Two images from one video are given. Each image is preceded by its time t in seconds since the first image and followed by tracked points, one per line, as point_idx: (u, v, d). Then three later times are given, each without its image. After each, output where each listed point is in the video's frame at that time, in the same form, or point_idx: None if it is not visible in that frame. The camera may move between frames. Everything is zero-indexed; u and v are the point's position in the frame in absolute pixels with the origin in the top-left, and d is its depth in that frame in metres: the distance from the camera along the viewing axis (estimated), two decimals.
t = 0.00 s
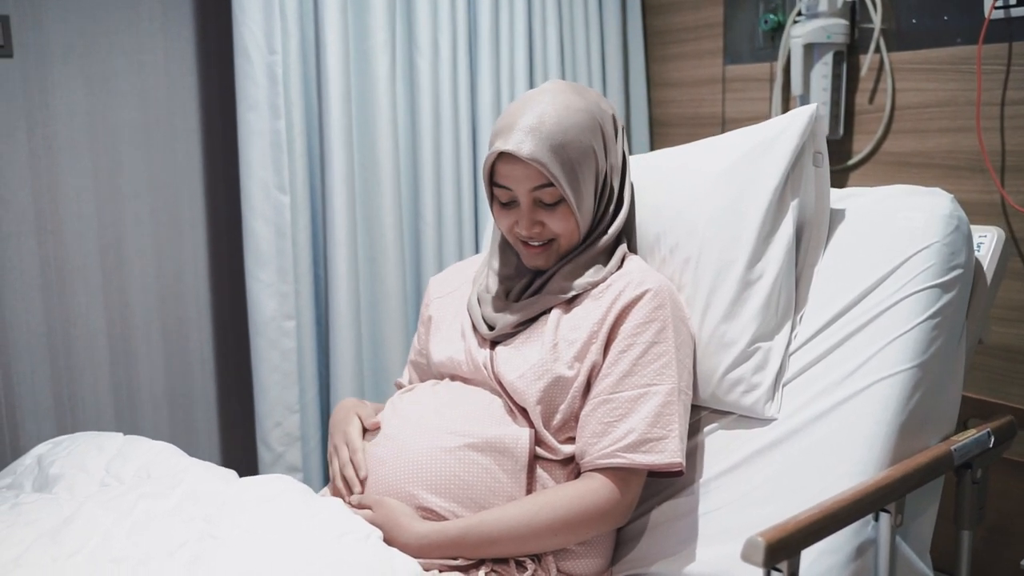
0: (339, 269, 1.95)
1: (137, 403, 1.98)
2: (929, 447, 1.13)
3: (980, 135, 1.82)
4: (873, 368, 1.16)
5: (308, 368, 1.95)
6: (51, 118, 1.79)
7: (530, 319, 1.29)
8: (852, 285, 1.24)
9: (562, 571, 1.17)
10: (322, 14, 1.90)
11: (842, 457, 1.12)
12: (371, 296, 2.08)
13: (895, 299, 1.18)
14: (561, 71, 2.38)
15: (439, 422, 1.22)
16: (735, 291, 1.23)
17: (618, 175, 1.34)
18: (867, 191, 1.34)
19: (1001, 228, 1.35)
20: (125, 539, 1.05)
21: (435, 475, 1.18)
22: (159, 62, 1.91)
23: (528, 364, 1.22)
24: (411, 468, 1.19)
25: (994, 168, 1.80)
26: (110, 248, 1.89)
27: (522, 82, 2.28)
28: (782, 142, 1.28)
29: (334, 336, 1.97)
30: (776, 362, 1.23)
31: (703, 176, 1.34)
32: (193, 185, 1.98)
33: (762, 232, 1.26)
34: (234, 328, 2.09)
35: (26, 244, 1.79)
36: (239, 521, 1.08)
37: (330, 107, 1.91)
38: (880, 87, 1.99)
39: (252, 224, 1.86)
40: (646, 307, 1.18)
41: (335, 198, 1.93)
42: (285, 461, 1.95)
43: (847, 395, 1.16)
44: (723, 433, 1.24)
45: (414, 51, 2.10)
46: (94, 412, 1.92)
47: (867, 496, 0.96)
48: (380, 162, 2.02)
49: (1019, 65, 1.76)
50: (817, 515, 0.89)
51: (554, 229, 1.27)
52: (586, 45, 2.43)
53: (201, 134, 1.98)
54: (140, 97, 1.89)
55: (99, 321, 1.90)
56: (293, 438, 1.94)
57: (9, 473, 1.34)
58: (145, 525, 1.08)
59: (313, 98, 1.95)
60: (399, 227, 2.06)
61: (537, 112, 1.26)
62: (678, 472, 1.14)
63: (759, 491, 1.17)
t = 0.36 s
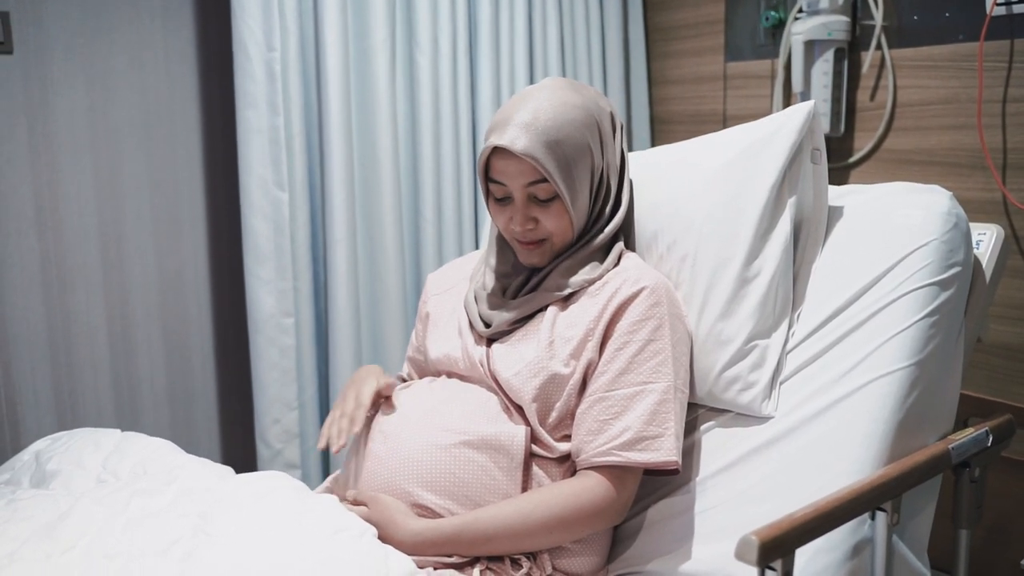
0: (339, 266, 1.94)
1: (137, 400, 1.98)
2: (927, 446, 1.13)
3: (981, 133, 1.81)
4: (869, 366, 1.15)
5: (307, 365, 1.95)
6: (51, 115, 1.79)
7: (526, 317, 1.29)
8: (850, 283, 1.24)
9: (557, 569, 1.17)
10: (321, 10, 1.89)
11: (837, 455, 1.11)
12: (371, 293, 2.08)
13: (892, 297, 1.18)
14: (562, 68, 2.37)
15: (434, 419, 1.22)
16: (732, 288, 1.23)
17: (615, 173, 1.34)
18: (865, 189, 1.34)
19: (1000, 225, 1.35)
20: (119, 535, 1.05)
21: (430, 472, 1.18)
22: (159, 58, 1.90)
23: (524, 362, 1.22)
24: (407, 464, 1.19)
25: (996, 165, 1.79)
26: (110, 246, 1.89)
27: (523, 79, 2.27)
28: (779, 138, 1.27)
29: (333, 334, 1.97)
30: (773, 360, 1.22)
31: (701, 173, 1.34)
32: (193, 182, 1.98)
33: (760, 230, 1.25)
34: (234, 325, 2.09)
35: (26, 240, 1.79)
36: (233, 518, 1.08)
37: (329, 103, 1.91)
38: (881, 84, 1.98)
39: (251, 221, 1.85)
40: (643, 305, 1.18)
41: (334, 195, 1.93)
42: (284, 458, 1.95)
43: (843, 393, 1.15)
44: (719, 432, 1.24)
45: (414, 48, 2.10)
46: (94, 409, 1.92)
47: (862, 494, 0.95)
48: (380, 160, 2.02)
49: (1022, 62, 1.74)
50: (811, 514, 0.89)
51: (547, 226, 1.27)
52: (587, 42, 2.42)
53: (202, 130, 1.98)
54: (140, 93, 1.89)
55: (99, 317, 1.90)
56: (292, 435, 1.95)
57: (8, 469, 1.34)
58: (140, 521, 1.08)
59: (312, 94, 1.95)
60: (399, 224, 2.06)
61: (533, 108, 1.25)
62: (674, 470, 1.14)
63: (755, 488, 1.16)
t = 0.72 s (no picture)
0: (341, 265, 1.94)
1: (140, 398, 1.98)
2: (930, 448, 1.12)
3: (986, 133, 1.80)
4: (872, 367, 1.15)
5: (309, 364, 1.95)
6: (54, 114, 1.79)
7: (527, 317, 1.28)
8: (853, 283, 1.23)
9: (558, 570, 1.17)
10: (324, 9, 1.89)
11: (839, 457, 1.11)
12: (373, 293, 2.07)
13: (895, 298, 1.17)
14: (565, 67, 2.37)
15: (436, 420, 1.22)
16: (734, 289, 1.23)
17: (617, 173, 1.33)
18: (869, 189, 1.34)
19: (1005, 226, 1.34)
20: (118, 536, 1.04)
21: (431, 473, 1.17)
22: (162, 58, 1.90)
23: (525, 362, 1.22)
24: (407, 465, 1.18)
25: (1001, 166, 1.78)
26: (114, 245, 1.89)
27: (526, 79, 2.27)
28: (782, 138, 1.27)
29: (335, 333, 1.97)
30: (776, 361, 1.21)
31: (704, 173, 1.33)
32: (196, 181, 1.98)
33: (763, 230, 1.24)
34: (236, 324, 2.09)
35: (29, 239, 1.79)
36: (232, 518, 1.07)
37: (331, 103, 1.91)
38: (886, 84, 1.97)
39: (253, 220, 1.85)
40: (644, 306, 1.17)
41: (337, 195, 1.92)
42: (285, 457, 1.95)
43: (845, 394, 1.14)
44: (721, 433, 1.24)
45: (417, 47, 2.10)
46: (97, 408, 1.92)
47: (864, 497, 0.94)
48: (382, 159, 2.01)
49: None
50: (812, 516, 0.88)
51: (547, 225, 1.27)
52: (591, 42, 2.41)
53: (205, 129, 1.97)
54: (143, 92, 1.89)
55: (102, 316, 1.90)
56: (293, 435, 1.95)
57: (9, 468, 1.33)
58: (139, 521, 1.07)
59: (315, 94, 1.94)
60: (402, 223, 2.06)
61: (534, 107, 1.25)
62: (675, 471, 1.13)
63: (757, 490, 1.16)
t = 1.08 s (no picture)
0: (341, 267, 1.94)
1: (140, 400, 1.97)
2: (930, 451, 1.12)
3: (987, 135, 1.79)
4: (872, 370, 1.14)
5: (308, 366, 1.95)
6: (55, 115, 1.79)
7: (527, 320, 1.28)
8: (853, 286, 1.23)
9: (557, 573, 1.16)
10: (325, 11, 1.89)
11: (840, 460, 1.10)
12: (373, 295, 2.07)
13: (896, 301, 1.17)
14: (566, 69, 2.37)
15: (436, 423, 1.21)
16: (735, 291, 1.22)
17: (618, 176, 1.33)
18: (870, 191, 1.33)
19: (1006, 229, 1.34)
20: (117, 538, 1.04)
21: (430, 476, 1.17)
22: (163, 59, 1.90)
23: (525, 365, 1.21)
24: (406, 468, 1.18)
25: (1001, 168, 1.78)
26: (114, 246, 1.89)
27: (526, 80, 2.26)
28: (783, 140, 1.26)
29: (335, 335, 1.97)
30: (776, 363, 1.21)
31: (705, 175, 1.33)
32: (197, 183, 1.98)
33: (763, 232, 1.24)
34: (236, 326, 2.08)
35: (29, 240, 1.79)
36: (231, 520, 1.07)
37: (331, 104, 1.90)
38: (887, 86, 1.97)
39: (253, 221, 1.85)
40: (645, 308, 1.17)
41: (337, 197, 1.92)
42: (285, 459, 1.94)
43: (845, 397, 1.14)
44: (721, 436, 1.23)
45: (417, 49, 2.09)
46: (96, 409, 1.91)
47: (864, 500, 0.94)
48: (382, 161, 2.01)
49: None
50: (812, 520, 0.88)
51: (545, 227, 1.26)
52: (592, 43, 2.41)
53: (205, 131, 1.97)
54: (144, 94, 1.89)
55: (102, 317, 1.90)
56: (293, 437, 1.94)
57: (8, 470, 1.33)
58: (138, 523, 1.07)
59: (315, 95, 1.94)
60: (402, 226, 2.05)
61: (533, 109, 1.25)
62: (675, 474, 1.13)
63: (757, 493, 1.15)
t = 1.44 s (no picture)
0: (340, 265, 1.93)
1: (138, 398, 1.97)
2: (931, 449, 1.12)
3: (987, 133, 1.79)
4: (873, 368, 1.14)
5: (308, 365, 1.94)
6: (53, 113, 1.78)
7: (527, 318, 1.27)
8: (854, 284, 1.22)
9: (557, 572, 1.16)
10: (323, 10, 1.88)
11: (840, 458, 1.10)
12: (372, 294, 2.07)
13: (896, 299, 1.17)
14: (565, 67, 2.36)
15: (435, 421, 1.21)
16: (735, 289, 1.22)
17: (618, 174, 1.32)
18: (870, 189, 1.33)
19: (1007, 227, 1.33)
20: (115, 537, 1.04)
21: (430, 474, 1.17)
22: (162, 57, 1.90)
23: (525, 363, 1.21)
24: (406, 466, 1.18)
25: (1002, 166, 1.78)
26: (112, 246, 1.89)
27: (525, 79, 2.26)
28: (783, 138, 1.26)
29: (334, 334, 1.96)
30: (777, 361, 1.21)
31: (705, 173, 1.32)
32: (195, 181, 1.97)
33: (763, 230, 1.24)
34: (235, 325, 2.08)
35: (27, 239, 1.78)
36: (229, 518, 1.07)
37: (330, 103, 1.90)
38: (887, 85, 1.96)
39: (252, 220, 1.85)
40: (645, 306, 1.17)
41: (336, 195, 1.91)
42: (284, 457, 1.94)
43: (846, 395, 1.14)
44: (722, 434, 1.23)
45: (416, 47, 2.09)
46: (95, 408, 1.91)
47: (865, 498, 0.94)
48: (381, 159, 2.01)
49: None
50: (813, 518, 0.88)
51: (542, 225, 1.26)
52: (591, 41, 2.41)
53: (204, 129, 1.97)
54: (142, 91, 1.88)
55: (100, 315, 1.89)
56: (293, 436, 1.94)
57: (5, 469, 1.33)
58: (137, 522, 1.07)
59: (314, 93, 1.94)
60: (401, 224, 2.05)
61: (530, 107, 1.24)
62: (675, 472, 1.13)
63: (757, 491, 1.15)
